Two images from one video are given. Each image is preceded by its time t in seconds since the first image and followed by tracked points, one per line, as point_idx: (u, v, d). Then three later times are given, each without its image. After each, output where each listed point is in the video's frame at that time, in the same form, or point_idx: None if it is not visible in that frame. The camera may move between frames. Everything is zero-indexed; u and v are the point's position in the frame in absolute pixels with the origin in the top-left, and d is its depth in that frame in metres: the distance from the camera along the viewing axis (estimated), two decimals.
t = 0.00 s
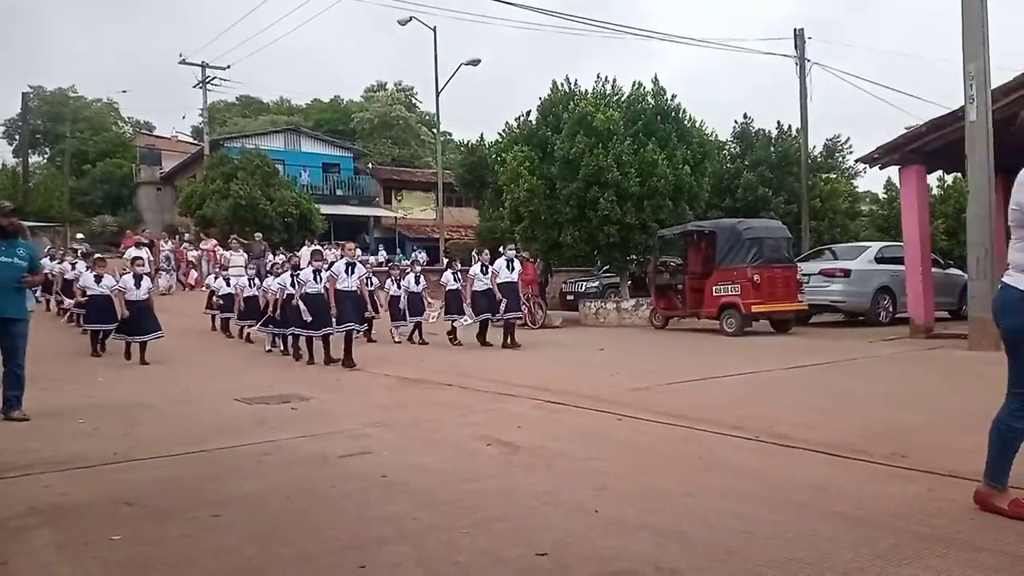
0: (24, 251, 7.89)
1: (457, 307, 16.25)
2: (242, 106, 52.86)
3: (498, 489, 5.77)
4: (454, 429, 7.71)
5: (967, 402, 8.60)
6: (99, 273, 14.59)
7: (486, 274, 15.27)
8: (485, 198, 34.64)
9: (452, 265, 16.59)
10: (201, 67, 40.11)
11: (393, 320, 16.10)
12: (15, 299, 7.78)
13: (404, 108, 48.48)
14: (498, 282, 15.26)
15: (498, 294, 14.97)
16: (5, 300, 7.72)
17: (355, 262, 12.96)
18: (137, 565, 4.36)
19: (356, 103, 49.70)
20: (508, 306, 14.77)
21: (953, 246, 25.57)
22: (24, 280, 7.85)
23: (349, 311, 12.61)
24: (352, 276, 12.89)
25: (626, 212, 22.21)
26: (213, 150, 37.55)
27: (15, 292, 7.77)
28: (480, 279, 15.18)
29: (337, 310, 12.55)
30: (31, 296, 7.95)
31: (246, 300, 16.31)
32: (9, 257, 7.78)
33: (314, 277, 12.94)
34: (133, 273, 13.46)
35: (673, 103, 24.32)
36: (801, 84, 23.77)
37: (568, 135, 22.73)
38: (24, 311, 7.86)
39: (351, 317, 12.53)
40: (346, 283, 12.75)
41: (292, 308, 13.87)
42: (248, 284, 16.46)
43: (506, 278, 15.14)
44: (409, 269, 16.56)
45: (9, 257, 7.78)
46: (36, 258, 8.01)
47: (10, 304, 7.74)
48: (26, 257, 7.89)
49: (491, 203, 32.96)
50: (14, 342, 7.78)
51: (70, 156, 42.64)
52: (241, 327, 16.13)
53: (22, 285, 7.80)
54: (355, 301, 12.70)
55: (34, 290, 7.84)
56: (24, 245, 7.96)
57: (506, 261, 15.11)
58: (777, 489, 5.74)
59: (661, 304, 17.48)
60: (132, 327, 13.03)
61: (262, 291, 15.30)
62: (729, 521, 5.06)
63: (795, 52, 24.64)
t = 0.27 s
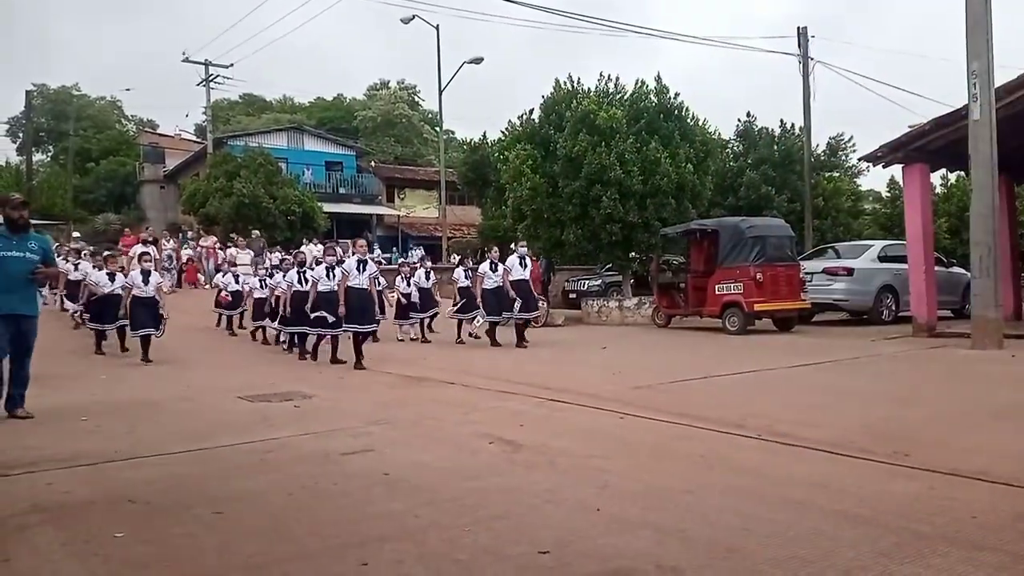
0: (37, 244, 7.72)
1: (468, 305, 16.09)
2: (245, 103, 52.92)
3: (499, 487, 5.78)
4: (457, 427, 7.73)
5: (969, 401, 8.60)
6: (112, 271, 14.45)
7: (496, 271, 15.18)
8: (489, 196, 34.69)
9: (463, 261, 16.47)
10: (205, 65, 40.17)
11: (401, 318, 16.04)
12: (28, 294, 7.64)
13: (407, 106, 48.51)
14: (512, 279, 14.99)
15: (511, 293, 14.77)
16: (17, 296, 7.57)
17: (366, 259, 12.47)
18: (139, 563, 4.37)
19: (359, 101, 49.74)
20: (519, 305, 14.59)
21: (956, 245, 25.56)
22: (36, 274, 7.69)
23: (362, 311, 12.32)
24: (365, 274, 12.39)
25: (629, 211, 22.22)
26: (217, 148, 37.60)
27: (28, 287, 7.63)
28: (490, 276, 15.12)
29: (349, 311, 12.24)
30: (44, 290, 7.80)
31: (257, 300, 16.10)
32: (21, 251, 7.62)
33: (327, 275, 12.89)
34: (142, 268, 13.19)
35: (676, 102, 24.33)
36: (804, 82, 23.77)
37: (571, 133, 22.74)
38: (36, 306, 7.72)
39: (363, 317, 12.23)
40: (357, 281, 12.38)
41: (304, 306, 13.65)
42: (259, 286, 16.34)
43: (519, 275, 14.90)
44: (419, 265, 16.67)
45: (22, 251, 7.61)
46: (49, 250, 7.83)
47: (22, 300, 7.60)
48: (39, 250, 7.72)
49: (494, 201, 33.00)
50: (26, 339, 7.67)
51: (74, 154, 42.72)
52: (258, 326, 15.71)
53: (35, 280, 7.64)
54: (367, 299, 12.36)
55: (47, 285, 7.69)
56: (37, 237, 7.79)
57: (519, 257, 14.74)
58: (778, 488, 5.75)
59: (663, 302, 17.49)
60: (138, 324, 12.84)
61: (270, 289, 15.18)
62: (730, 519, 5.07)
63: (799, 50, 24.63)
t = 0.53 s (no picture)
0: (34, 244, 7.63)
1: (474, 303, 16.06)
2: (244, 102, 52.90)
3: (498, 486, 5.78)
4: (456, 426, 7.72)
5: (969, 401, 8.59)
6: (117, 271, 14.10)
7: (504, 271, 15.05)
8: (487, 195, 34.68)
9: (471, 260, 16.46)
10: (203, 64, 40.15)
11: (406, 316, 15.98)
12: (29, 296, 7.54)
13: (406, 106, 48.50)
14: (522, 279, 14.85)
15: (521, 294, 14.67)
16: (20, 298, 7.47)
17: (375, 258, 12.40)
18: (138, 562, 4.36)
19: (358, 100, 49.73)
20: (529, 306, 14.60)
21: (955, 245, 25.57)
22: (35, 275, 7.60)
23: (372, 311, 12.23)
24: (373, 273, 12.34)
25: (628, 210, 22.20)
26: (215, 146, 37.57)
27: (29, 289, 7.53)
28: (498, 276, 15.02)
29: (359, 311, 12.16)
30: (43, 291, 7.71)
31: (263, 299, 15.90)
32: (20, 252, 7.50)
33: (335, 274, 12.67)
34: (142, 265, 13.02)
35: (675, 101, 24.33)
36: (803, 82, 23.77)
37: (569, 132, 22.73)
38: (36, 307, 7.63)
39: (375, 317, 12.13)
40: (366, 280, 12.28)
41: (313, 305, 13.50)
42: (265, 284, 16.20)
43: (529, 275, 14.79)
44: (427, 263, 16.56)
45: (21, 252, 7.50)
46: (46, 250, 7.74)
47: (25, 302, 7.49)
48: (37, 250, 7.63)
49: (492, 200, 33.01)
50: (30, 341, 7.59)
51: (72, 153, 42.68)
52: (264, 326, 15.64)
53: (36, 281, 7.55)
54: (377, 298, 12.24)
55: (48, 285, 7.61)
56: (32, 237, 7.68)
57: (529, 256, 14.61)
58: (778, 488, 5.74)
59: (662, 301, 17.50)
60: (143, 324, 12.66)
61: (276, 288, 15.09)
62: (730, 518, 5.07)
63: (798, 50, 24.62)
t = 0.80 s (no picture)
0: (32, 239, 7.48)
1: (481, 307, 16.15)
2: (243, 105, 52.95)
3: (496, 489, 5.78)
4: (453, 429, 7.72)
5: (966, 404, 8.61)
6: (120, 276, 13.98)
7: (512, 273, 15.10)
8: (486, 198, 34.69)
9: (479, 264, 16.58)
10: (202, 67, 40.17)
11: (410, 318, 15.94)
12: (28, 294, 7.42)
13: (404, 109, 48.52)
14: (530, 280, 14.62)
15: (530, 294, 14.44)
16: (18, 297, 7.35)
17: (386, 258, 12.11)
18: (135, 565, 4.36)
19: (357, 103, 49.76)
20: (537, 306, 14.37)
21: (953, 248, 25.59)
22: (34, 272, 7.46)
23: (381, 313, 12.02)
24: (383, 274, 12.06)
25: (627, 213, 22.20)
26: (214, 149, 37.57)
27: (27, 286, 7.40)
28: (506, 277, 15.02)
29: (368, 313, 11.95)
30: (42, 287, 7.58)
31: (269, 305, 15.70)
32: (18, 249, 7.36)
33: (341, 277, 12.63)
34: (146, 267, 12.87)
35: (674, 104, 24.36)
36: (801, 85, 23.80)
37: (568, 136, 22.75)
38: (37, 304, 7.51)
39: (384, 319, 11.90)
40: (375, 282, 12.07)
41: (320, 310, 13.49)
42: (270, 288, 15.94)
43: (538, 276, 14.54)
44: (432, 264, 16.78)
45: (18, 248, 7.36)
46: (45, 245, 7.60)
47: (23, 300, 7.38)
48: (35, 246, 7.48)
49: (491, 203, 33.03)
50: (33, 340, 7.44)
51: (70, 155, 42.64)
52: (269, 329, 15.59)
53: (35, 278, 7.42)
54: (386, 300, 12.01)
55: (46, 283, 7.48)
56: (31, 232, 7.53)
57: (539, 257, 14.50)
58: (775, 490, 5.75)
59: (660, 304, 17.56)
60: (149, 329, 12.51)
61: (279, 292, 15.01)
62: (728, 521, 5.08)
63: (796, 53, 24.64)
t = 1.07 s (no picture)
0: (41, 245, 7.42)
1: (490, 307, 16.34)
2: (243, 107, 52.98)
3: (497, 491, 5.78)
4: (454, 431, 7.73)
5: (967, 404, 8.60)
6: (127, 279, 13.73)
7: (522, 274, 14.59)
8: (485, 200, 34.68)
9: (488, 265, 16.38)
10: (202, 69, 40.21)
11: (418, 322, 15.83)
12: (35, 300, 7.31)
13: (404, 110, 48.55)
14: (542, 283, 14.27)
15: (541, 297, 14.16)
16: (24, 303, 7.24)
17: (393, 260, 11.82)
18: (136, 568, 4.36)
19: (357, 105, 49.80)
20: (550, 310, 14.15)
21: (953, 247, 25.58)
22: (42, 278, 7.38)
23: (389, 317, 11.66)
24: (392, 276, 11.79)
25: (627, 214, 22.18)
26: (214, 152, 37.58)
27: (34, 293, 7.30)
28: (516, 280, 14.53)
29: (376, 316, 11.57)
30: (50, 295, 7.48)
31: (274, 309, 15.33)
32: (27, 254, 7.30)
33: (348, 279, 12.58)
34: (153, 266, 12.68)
35: (673, 105, 24.37)
36: (800, 86, 23.80)
37: (568, 137, 22.78)
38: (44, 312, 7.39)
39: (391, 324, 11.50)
40: (384, 285, 11.72)
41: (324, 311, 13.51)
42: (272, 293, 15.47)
43: (548, 278, 14.44)
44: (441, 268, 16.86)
45: (27, 253, 7.30)
46: (53, 253, 7.54)
47: (30, 307, 7.26)
48: (44, 252, 7.43)
49: (491, 205, 33.04)
50: (38, 348, 7.24)
51: (70, 158, 42.66)
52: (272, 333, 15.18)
53: (43, 284, 7.33)
54: (395, 304, 11.66)
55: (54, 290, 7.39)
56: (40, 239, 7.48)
57: (549, 258, 14.35)
58: (775, 491, 5.75)
59: (660, 305, 17.55)
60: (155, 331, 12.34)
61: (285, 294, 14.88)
62: (728, 522, 5.07)
63: (795, 53, 24.65)
